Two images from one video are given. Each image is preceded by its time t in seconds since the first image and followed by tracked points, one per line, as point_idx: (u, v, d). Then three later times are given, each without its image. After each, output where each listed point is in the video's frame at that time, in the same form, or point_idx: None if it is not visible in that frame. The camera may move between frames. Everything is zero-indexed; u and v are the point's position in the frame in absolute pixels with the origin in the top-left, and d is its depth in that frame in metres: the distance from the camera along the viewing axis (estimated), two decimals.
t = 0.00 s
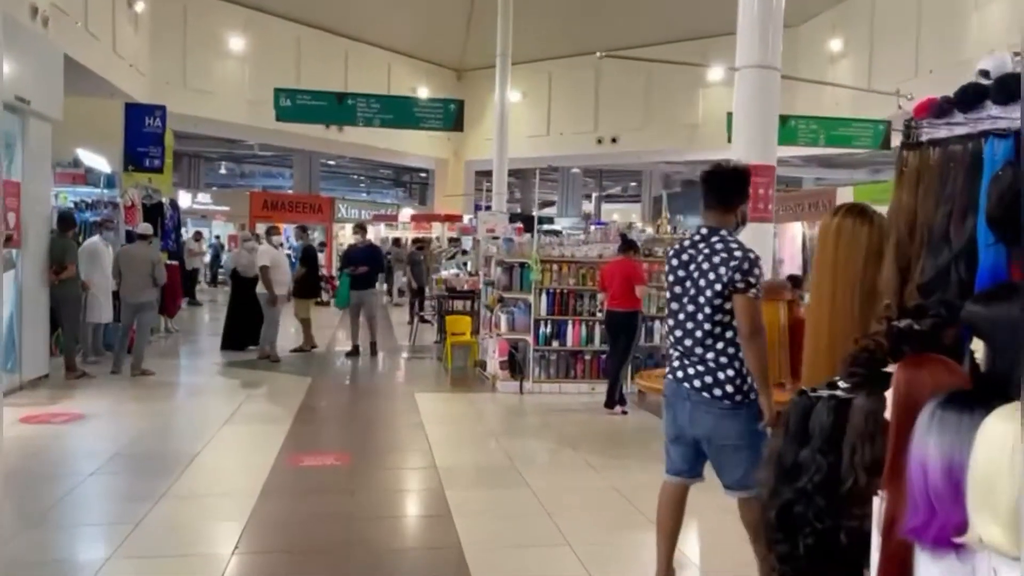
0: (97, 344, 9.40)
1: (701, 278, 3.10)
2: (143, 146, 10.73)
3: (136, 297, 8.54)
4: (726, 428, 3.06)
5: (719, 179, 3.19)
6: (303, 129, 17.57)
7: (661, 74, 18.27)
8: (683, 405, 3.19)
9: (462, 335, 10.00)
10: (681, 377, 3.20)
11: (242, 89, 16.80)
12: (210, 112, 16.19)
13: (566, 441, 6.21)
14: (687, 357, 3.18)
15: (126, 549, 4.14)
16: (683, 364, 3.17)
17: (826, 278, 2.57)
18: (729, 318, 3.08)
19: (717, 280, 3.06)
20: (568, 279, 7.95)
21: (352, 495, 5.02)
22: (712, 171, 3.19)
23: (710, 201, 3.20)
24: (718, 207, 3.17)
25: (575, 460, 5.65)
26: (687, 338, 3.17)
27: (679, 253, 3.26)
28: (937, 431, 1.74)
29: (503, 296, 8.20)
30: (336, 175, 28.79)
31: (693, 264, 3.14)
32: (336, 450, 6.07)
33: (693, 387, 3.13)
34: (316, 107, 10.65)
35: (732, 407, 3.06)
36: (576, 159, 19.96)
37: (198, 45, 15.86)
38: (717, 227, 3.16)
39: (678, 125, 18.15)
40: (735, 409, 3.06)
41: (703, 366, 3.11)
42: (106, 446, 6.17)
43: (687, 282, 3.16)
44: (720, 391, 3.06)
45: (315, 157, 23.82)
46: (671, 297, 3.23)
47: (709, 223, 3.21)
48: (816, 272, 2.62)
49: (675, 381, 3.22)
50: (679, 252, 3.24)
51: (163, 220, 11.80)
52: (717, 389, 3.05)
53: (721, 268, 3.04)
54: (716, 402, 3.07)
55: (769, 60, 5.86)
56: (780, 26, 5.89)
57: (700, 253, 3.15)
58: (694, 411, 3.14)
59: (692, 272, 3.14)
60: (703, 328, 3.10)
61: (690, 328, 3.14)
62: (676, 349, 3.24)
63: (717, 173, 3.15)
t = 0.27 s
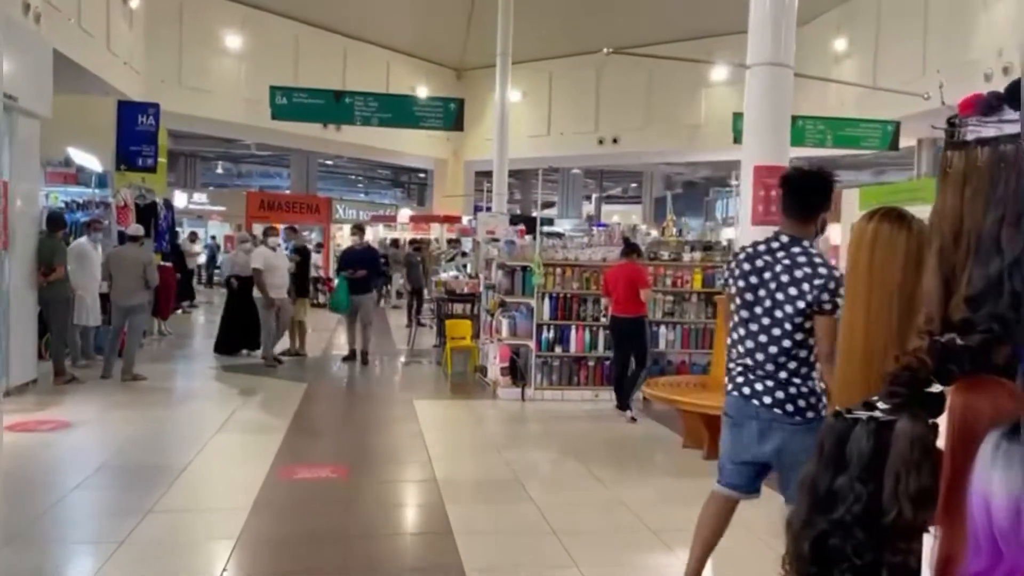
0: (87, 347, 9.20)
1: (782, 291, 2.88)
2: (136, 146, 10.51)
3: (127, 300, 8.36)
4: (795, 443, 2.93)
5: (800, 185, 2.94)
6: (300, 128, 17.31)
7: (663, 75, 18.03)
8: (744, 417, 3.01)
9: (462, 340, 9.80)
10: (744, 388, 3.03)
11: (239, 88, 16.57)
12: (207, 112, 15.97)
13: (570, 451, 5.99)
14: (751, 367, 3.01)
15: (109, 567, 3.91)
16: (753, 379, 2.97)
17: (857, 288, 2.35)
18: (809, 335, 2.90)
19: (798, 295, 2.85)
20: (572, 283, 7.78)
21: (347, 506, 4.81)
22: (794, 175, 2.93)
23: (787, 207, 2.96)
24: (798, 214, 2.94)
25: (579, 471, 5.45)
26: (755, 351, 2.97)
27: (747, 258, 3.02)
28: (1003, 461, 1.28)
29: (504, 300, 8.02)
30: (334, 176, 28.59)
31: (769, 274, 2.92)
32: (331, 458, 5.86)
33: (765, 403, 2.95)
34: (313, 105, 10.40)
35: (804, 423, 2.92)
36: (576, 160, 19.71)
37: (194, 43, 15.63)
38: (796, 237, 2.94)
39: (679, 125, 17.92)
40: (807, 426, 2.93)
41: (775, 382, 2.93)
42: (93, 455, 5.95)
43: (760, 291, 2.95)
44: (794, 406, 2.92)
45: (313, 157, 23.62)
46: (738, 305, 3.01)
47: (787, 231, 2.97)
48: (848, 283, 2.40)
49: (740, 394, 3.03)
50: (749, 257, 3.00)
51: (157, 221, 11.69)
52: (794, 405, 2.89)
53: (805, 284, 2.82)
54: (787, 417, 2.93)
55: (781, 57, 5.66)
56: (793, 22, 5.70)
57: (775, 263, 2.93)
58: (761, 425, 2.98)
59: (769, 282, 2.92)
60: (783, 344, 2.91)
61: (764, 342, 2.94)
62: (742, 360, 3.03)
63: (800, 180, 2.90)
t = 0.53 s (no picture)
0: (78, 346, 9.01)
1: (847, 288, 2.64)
2: (129, 142, 10.33)
3: (119, 300, 8.19)
4: (847, 451, 2.68)
5: (862, 175, 2.70)
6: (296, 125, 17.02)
7: (664, 74, 17.79)
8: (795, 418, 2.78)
9: (461, 341, 9.64)
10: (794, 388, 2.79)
11: (236, 85, 16.33)
12: (204, 110, 15.74)
13: (573, 455, 5.79)
14: (804, 369, 2.77)
15: None
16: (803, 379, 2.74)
17: (890, 289, 2.18)
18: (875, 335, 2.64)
19: (868, 294, 2.61)
20: (574, 283, 7.60)
21: (341, 511, 4.61)
22: (851, 166, 2.72)
23: (847, 198, 2.73)
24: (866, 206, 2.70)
25: (583, 476, 5.25)
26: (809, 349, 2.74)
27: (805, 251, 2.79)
28: None
29: (504, 300, 7.84)
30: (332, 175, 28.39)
31: (833, 270, 2.68)
32: (326, 461, 5.66)
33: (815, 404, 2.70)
34: (310, 101, 10.18)
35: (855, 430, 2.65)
36: (576, 159, 19.44)
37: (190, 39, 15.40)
38: (861, 232, 2.70)
39: (679, 125, 17.67)
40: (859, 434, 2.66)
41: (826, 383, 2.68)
42: (80, 460, 5.74)
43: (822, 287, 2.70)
44: (846, 409, 2.65)
45: (311, 155, 23.43)
46: (797, 302, 2.75)
47: (848, 224, 2.74)
48: (880, 284, 2.22)
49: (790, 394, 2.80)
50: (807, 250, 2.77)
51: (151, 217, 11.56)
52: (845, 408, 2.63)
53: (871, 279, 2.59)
54: (837, 421, 2.67)
55: (792, 50, 5.48)
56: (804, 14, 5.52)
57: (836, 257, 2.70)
58: (813, 429, 2.74)
59: (832, 279, 2.68)
60: (845, 346, 2.65)
61: (823, 342, 2.69)
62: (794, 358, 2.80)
63: (859, 171, 2.68)
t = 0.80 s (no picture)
0: (65, 349, 8.81)
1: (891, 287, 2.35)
2: (120, 140, 10.12)
3: (105, 299, 7.95)
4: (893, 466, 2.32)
5: (908, 170, 2.43)
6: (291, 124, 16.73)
7: (664, 73, 17.51)
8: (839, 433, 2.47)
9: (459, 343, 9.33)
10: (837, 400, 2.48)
11: (232, 83, 16.05)
12: (199, 108, 15.47)
13: (575, 463, 5.55)
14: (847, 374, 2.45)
15: None
16: (845, 386, 2.43)
17: (932, 299, 1.96)
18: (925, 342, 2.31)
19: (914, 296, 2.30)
20: (574, 284, 7.39)
21: (332, 526, 4.37)
22: (891, 163, 2.46)
23: (891, 197, 2.45)
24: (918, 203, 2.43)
25: (586, 487, 5.01)
26: (849, 359, 2.44)
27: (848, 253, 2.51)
28: None
29: (503, 302, 7.61)
30: (329, 175, 28.17)
31: (878, 271, 2.39)
32: (318, 469, 5.41)
33: (855, 414, 2.38)
34: (306, 98, 9.97)
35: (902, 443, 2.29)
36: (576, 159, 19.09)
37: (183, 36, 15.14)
38: (906, 232, 2.42)
39: (678, 124, 17.38)
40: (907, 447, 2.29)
41: (869, 393, 2.36)
42: (64, 469, 5.53)
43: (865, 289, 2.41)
44: (886, 420, 2.32)
45: (308, 154, 23.20)
46: (842, 308, 2.47)
47: (896, 223, 2.44)
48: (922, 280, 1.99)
49: (832, 405, 2.49)
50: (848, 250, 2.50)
51: (143, 216, 11.37)
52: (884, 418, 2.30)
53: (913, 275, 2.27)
54: (878, 433, 2.34)
55: (802, 43, 5.27)
56: (814, 5, 5.30)
57: (882, 257, 2.40)
58: (854, 441, 2.42)
59: (877, 281, 2.39)
60: (890, 352, 2.33)
61: (866, 349, 2.38)
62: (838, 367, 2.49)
63: (893, 167, 2.44)
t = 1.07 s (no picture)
0: (55, 353, 8.60)
1: (924, 302, 2.34)
2: (112, 138, 9.95)
3: (95, 304, 7.72)
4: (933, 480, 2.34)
5: (950, 182, 2.45)
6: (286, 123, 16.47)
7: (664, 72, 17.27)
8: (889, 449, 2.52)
9: (458, 347, 9.08)
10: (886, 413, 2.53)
11: (228, 82, 15.79)
12: (193, 108, 15.22)
13: (579, 473, 5.36)
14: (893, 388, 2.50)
15: None
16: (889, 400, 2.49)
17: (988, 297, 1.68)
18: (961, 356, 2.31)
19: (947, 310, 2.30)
20: (576, 287, 7.19)
21: (325, 542, 4.18)
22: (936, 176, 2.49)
23: (934, 209, 2.48)
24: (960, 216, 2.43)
25: (591, 498, 4.81)
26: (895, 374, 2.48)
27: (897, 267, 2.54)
28: None
29: (503, 305, 7.42)
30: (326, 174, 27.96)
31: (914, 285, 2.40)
32: (312, 479, 5.20)
33: (897, 429, 2.44)
34: (301, 96, 9.76)
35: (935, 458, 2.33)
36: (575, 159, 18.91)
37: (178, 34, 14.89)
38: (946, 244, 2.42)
39: (678, 124, 17.14)
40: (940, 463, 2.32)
41: (910, 408, 2.41)
42: (50, 478, 5.34)
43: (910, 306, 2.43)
44: (924, 435, 2.36)
45: (305, 154, 23.00)
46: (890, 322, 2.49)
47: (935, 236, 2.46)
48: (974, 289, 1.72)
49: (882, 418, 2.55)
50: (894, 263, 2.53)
51: (137, 217, 11.20)
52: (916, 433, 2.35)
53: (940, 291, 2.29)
54: (916, 448, 2.38)
55: (814, 39, 5.09)
56: None
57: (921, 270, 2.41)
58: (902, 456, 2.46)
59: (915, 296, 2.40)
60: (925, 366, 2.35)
61: (905, 364, 2.42)
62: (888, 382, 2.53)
63: (938, 179, 2.47)
